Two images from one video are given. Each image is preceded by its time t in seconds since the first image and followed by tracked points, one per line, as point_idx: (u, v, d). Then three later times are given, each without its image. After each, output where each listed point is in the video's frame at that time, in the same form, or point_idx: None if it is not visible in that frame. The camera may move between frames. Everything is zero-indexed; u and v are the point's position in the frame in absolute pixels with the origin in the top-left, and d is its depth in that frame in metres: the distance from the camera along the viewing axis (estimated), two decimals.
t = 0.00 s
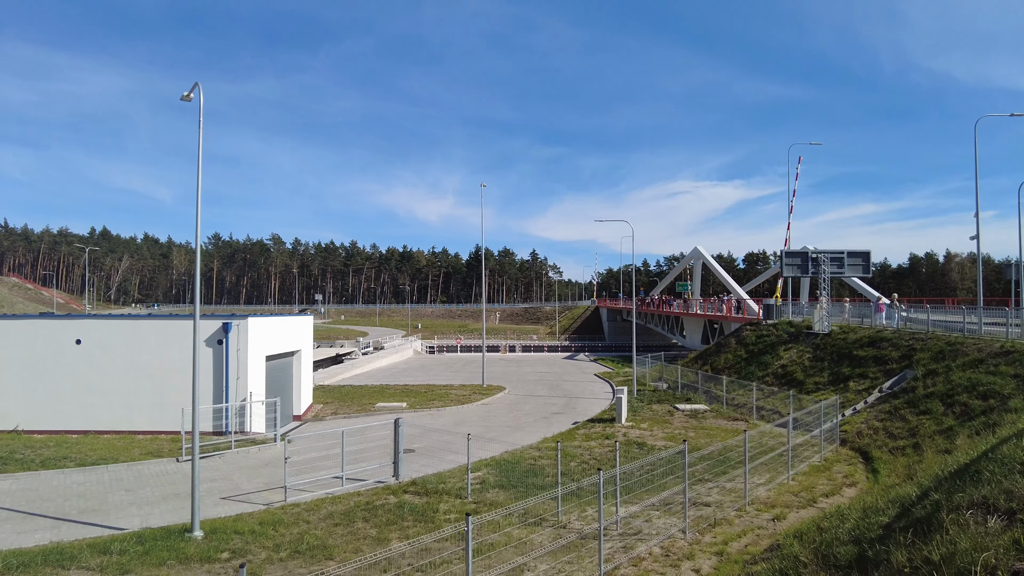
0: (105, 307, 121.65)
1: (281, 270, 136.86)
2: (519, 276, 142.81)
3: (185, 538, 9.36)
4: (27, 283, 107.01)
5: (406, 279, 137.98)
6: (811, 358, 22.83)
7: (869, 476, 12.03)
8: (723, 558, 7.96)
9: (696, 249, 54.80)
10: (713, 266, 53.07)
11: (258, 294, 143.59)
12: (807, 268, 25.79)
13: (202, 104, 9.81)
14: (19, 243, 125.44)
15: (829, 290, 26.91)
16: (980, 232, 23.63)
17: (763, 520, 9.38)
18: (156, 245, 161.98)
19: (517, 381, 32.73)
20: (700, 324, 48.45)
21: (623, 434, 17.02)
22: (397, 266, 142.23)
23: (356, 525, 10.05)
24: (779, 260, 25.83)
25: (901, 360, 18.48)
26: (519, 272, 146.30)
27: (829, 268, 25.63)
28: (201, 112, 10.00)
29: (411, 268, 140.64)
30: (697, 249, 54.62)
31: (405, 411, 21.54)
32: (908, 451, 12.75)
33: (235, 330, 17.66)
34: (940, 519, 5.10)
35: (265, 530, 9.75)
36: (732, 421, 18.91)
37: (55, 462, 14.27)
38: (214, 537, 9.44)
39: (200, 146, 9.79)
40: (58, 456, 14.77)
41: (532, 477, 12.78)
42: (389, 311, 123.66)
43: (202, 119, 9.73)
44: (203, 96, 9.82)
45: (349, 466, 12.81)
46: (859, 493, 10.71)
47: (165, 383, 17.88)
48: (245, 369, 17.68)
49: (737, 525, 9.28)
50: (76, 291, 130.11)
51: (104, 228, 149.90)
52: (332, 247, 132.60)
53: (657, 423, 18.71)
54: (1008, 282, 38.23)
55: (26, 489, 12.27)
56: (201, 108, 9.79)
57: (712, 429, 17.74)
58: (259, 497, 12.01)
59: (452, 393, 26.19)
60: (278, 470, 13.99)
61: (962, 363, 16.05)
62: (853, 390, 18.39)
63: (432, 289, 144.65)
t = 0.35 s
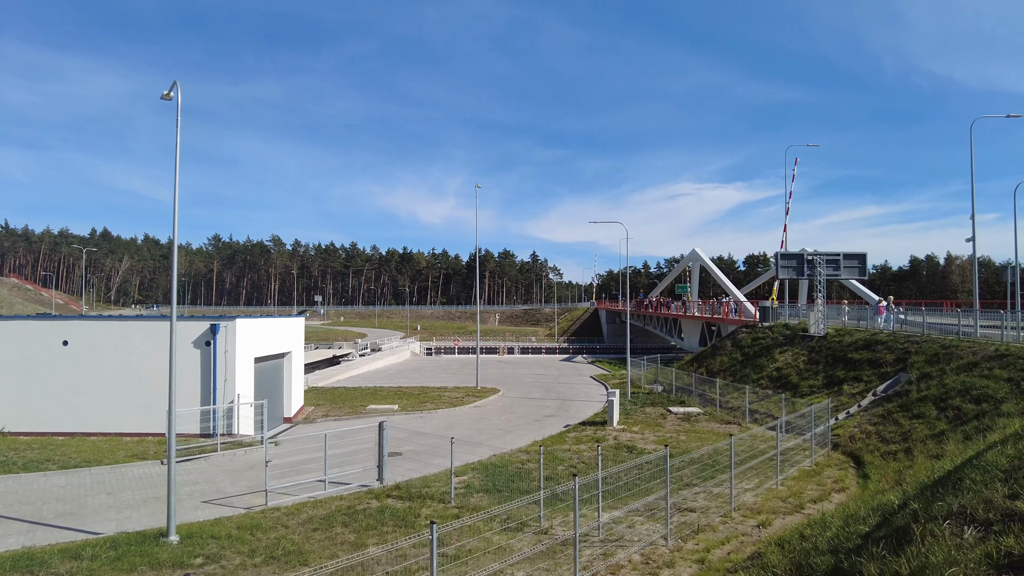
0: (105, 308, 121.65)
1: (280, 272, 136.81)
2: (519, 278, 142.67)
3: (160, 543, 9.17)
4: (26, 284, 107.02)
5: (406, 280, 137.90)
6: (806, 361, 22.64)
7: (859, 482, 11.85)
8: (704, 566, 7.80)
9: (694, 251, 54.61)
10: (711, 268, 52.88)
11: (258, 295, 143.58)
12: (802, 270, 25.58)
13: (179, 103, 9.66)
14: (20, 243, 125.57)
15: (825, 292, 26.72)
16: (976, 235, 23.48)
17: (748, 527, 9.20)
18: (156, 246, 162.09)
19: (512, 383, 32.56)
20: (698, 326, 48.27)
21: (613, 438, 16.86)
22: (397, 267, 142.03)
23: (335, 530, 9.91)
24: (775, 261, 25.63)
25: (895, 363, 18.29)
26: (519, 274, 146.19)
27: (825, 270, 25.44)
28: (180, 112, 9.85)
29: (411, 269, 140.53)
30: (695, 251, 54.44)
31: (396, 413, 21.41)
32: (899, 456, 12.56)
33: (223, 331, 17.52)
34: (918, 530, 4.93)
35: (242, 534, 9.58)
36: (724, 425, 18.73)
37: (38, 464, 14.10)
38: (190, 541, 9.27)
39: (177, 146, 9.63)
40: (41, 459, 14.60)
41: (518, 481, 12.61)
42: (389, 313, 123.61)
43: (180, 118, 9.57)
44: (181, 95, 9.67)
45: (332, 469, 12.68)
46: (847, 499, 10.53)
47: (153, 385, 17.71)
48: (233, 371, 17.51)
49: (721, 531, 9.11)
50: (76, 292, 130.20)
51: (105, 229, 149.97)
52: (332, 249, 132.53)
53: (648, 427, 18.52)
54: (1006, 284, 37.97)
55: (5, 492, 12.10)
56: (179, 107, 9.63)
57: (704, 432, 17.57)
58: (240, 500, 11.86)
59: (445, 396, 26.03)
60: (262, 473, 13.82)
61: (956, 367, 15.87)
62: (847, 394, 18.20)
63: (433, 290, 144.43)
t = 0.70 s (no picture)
0: (105, 310, 121.56)
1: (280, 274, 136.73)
2: (519, 280, 142.51)
3: (136, 548, 9.00)
4: (26, 286, 107.01)
5: (406, 282, 137.81)
6: (801, 363, 22.49)
7: (849, 486, 11.71)
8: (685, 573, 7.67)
9: (691, 253, 54.48)
10: (709, 270, 52.72)
11: (258, 297, 143.51)
12: (798, 272, 25.44)
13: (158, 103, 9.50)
14: (20, 245, 125.60)
15: (821, 295, 26.57)
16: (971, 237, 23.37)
17: (733, 533, 9.06)
18: (157, 249, 162.11)
19: (508, 386, 32.45)
20: (696, 329, 48.15)
21: (604, 442, 16.74)
22: (397, 270, 141.80)
23: (315, 535, 9.79)
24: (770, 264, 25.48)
25: (890, 366, 18.14)
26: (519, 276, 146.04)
27: (820, 272, 25.28)
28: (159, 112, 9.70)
29: (411, 271, 140.40)
30: (692, 253, 54.30)
31: (387, 416, 21.31)
32: (891, 460, 12.41)
33: (212, 334, 17.37)
34: (893, 539, 4.76)
35: (221, 539, 9.44)
36: (717, 428, 18.60)
37: (22, 468, 13.96)
38: (167, 547, 9.09)
39: (156, 146, 9.47)
40: (26, 462, 14.47)
41: (505, 485, 12.48)
42: (389, 315, 123.53)
43: (157, 119, 9.38)
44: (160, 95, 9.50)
45: (317, 474, 12.56)
46: (836, 503, 10.40)
47: (140, 387, 17.34)
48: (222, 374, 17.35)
49: (706, 537, 8.97)
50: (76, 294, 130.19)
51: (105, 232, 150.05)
52: (331, 251, 132.43)
53: (641, 430, 18.37)
54: (1004, 286, 37.77)
55: None
56: (156, 108, 9.43)
57: (696, 436, 17.45)
58: (223, 504, 11.73)
59: (438, 399, 25.90)
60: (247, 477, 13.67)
61: (949, 369, 15.72)
62: (841, 397, 18.03)
63: (432, 292, 144.30)
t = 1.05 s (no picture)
0: (105, 315, 121.57)
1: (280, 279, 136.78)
2: (519, 285, 142.43)
3: (113, 558, 8.85)
4: (26, 292, 107.09)
5: (405, 287, 137.77)
6: (796, 369, 22.35)
7: (838, 494, 11.58)
8: None
9: (689, 257, 54.38)
10: (706, 275, 52.60)
11: (258, 302, 143.52)
12: (792, 277, 25.32)
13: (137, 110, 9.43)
14: (21, 251, 125.79)
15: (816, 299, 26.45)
16: (965, 241, 23.29)
17: (716, 543, 8.94)
18: (157, 254, 162.29)
19: (503, 391, 32.34)
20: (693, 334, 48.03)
21: (595, 448, 16.62)
22: (396, 275, 141.71)
23: (295, 544, 9.67)
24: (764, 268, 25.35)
25: (883, 371, 18.00)
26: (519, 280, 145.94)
27: (815, 277, 25.20)
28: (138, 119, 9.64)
29: (411, 276, 140.35)
30: (690, 257, 54.19)
31: (379, 423, 21.19)
32: (881, 467, 12.28)
33: (201, 340, 17.28)
34: (865, 553, 4.72)
35: (200, 548, 9.31)
36: (710, 434, 18.47)
37: (6, 476, 13.83)
38: (144, 557, 8.93)
39: (134, 154, 9.40)
40: (10, 470, 14.35)
41: (491, 493, 12.36)
42: (389, 320, 123.45)
43: (135, 124, 9.34)
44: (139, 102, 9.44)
45: (301, 482, 12.46)
46: (824, 512, 10.29)
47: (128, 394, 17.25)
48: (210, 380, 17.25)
49: (689, 547, 8.85)
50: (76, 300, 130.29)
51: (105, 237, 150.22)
52: (331, 256, 132.45)
53: (633, 437, 18.24)
54: (1002, 290, 37.61)
55: None
56: (135, 114, 9.38)
57: (687, 442, 17.33)
58: (205, 512, 11.60)
59: (432, 405, 25.78)
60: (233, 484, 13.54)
61: (942, 375, 15.59)
62: (834, 403, 17.90)
63: (432, 297, 144.19)
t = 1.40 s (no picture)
0: (105, 315, 121.59)
1: (280, 279, 136.72)
2: (519, 285, 142.25)
3: (89, 559, 8.72)
4: (26, 291, 107.13)
5: (406, 288, 137.66)
6: (791, 369, 22.19)
7: (829, 496, 11.43)
8: None
9: (687, 258, 54.23)
10: (705, 275, 52.45)
11: (259, 302, 143.61)
12: (789, 277, 25.16)
13: (116, 107, 9.35)
14: (22, 250, 125.92)
15: (812, 299, 26.30)
16: (961, 241, 23.13)
17: (701, 545, 8.81)
18: (157, 254, 162.39)
19: (499, 392, 32.20)
20: (691, 334, 47.87)
21: (586, 449, 16.51)
22: (397, 275, 141.56)
23: (276, 546, 9.54)
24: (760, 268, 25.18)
25: (878, 372, 17.86)
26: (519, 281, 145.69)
27: (811, 277, 25.03)
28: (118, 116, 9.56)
29: (411, 276, 140.21)
30: (688, 258, 54.04)
31: (371, 423, 21.07)
32: (873, 469, 12.13)
33: (190, 339, 17.16)
34: (840, 559, 4.69)
35: (179, 549, 9.16)
36: (703, 435, 18.35)
37: None
38: (121, 558, 8.79)
39: (114, 152, 9.35)
40: None
41: (478, 493, 12.25)
42: (389, 320, 123.33)
43: (116, 121, 9.29)
44: (118, 99, 9.36)
45: (286, 482, 12.38)
46: (812, 514, 10.15)
47: (118, 393, 17.14)
48: (199, 380, 17.11)
49: (673, 550, 8.73)
50: (77, 299, 130.40)
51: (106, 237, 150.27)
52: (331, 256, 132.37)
53: (625, 437, 18.10)
54: (1000, 292, 37.46)
55: None
56: (115, 111, 9.32)
57: (680, 443, 17.20)
58: (188, 512, 11.48)
59: (426, 405, 25.66)
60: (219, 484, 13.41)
61: (937, 376, 15.44)
62: (828, 404, 17.74)
63: (432, 297, 144.02)
